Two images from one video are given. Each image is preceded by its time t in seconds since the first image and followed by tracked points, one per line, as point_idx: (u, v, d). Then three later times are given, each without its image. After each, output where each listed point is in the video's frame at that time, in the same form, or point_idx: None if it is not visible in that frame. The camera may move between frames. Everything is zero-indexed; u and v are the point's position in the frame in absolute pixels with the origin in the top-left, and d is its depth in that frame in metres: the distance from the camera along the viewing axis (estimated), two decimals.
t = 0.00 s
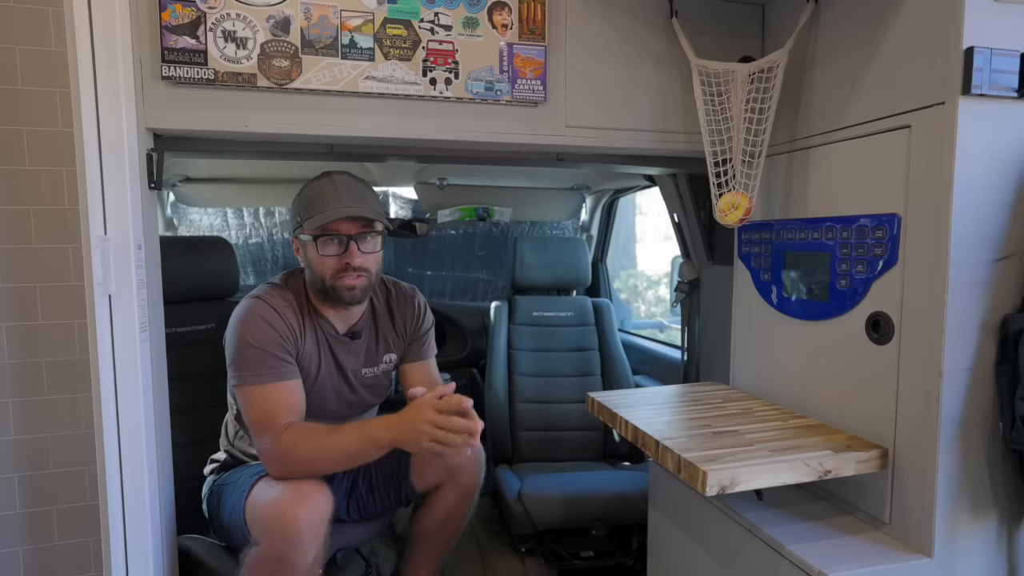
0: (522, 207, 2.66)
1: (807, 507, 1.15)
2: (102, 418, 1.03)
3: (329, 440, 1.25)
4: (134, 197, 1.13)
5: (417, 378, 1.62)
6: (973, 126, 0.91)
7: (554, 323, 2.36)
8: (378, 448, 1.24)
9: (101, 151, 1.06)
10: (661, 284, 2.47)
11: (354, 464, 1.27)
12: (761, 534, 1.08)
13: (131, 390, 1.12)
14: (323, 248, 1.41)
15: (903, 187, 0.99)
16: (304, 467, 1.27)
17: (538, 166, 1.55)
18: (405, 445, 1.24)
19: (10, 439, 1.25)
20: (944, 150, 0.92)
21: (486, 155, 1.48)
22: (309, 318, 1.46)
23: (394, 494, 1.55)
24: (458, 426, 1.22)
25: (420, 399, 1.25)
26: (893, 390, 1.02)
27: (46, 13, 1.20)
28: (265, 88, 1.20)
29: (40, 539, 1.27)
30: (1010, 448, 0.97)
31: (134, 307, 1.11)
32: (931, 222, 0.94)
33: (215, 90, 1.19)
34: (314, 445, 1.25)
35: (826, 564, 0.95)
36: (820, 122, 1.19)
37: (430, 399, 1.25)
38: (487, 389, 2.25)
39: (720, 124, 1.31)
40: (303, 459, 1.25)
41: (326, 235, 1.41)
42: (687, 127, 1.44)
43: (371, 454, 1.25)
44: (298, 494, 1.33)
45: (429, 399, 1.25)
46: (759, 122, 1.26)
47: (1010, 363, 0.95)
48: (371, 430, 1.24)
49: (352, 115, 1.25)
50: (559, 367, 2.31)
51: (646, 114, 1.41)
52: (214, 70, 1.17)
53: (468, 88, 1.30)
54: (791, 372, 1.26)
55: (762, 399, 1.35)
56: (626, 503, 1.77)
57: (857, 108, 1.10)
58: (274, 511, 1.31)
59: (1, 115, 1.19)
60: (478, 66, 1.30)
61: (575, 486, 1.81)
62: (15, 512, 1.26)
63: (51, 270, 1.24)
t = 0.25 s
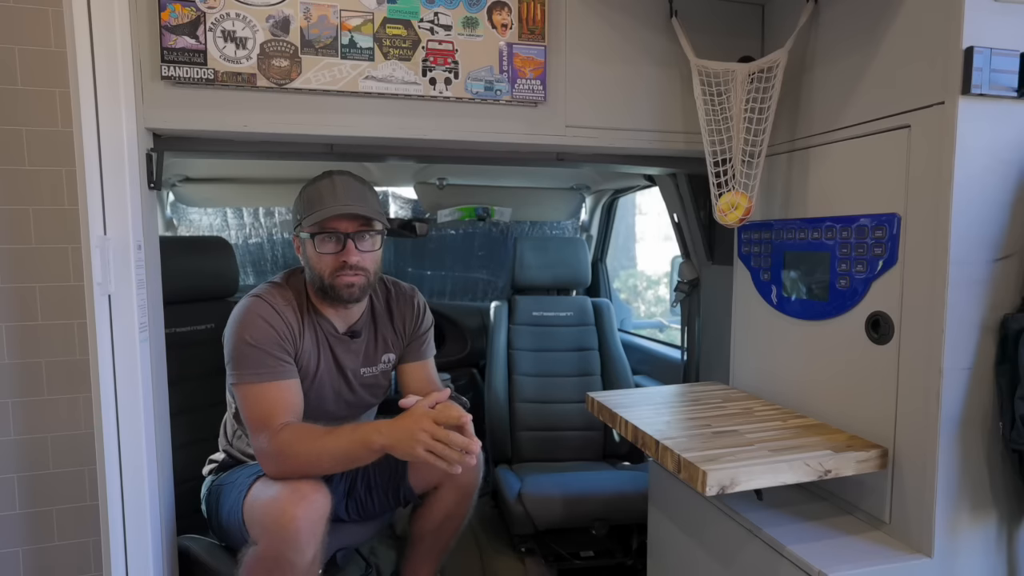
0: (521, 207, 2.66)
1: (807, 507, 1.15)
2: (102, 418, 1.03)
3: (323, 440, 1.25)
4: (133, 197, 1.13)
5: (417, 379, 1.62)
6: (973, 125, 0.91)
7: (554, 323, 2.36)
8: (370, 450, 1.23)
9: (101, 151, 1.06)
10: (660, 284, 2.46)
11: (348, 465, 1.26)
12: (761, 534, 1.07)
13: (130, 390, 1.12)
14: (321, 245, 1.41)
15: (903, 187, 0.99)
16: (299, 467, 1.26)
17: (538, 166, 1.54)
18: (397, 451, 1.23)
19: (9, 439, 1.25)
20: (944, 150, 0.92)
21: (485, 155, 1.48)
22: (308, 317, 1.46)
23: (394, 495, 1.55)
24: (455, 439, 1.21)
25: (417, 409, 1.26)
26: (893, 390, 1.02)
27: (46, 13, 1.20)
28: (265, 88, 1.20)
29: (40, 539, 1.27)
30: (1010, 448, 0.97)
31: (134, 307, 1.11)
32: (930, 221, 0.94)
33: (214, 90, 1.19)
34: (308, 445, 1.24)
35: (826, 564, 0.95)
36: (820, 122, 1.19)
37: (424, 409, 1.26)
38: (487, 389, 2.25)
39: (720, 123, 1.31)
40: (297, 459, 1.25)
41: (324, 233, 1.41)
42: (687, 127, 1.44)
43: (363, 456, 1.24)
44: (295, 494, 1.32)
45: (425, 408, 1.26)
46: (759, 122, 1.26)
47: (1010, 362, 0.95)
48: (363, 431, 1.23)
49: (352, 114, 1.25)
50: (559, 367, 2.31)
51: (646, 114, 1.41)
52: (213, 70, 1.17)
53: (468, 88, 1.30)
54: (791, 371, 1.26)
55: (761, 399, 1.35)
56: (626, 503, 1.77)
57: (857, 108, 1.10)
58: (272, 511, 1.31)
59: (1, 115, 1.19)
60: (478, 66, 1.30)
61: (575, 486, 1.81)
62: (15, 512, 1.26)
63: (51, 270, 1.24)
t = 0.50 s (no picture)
0: (521, 207, 2.66)
1: (807, 507, 1.15)
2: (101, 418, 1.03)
3: (324, 439, 1.25)
4: (133, 197, 1.13)
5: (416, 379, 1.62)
6: (973, 125, 0.91)
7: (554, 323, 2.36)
8: (371, 445, 1.24)
9: (101, 152, 1.06)
10: (660, 284, 2.46)
11: (350, 462, 1.26)
12: (762, 534, 1.07)
13: (130, 390, 1.12)
14: (321, 245, 1.42)
15: (903, 187, 0.99)
16: (300, 466, 1.27)
17: (538, 166, 1.54)
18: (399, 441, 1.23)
19: (9, 439, 1.25)
20: (944, 150, 0.92)
21: (485, 155, 1.48)
22: (309, 317, 1.46)
23: (394, 495, 1.55)
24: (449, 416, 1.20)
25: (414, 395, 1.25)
26: (893, 390, 1.02)
27: (46, 13, 1.20)
28: (265, 88, 1.20)
29: (40, 539, 1.27)
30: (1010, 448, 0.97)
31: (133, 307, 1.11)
32: (930, 221, 0.94)
33: (214, 90, 1.19)
34: (309, 444, 1.24)
35: (826, 564, 0.95)
36: (820, 122, 1.19)
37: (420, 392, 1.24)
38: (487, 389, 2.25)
39: (720, 124, 1.31)
40: (298, 458, 1.25)
41: (324, 233, 1.42)
42: (687, 127, 1.44)
43: (365, 452, 1.25)
44: (298, 494, 1.32)
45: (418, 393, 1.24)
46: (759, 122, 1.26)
47: (1010, 362, 0.95)
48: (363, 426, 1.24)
49: (351, 115, 1.25)
50: (559, 367, 2.31)
51: (645, 114, 1.41)
52: (213, 70, 1.17)
53: (468, 88, 1.30)
54: (791, 371, 1.26)
55: (761, 399, 1.35)
56: (626, 502, 1.77)
57: (857, 108, 1.10)
58: (274, 511, 1.31)
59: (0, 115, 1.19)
60: (478, 66, 1.30)
61: (575, 486, 1.81)
62: (15, 512, 1.26)
63: (51, 270, 1.24)
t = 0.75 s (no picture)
0: (521, 206, 2.66)
1: (807, 507, 1.15)
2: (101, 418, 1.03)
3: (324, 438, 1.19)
4: (133, 196, 1.13)
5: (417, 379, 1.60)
6: (973, 125, 0.91)
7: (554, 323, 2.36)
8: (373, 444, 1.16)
9: (101, 151, 1.06)
10: (660, 283, 2.46)
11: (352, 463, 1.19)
12: (761, 534, 1.08)
13: (130, 391, 1.12)
14: (321, 247, 1.41)
15: (903, 187, 0.99)
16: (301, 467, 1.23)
17: (538, 166, 1.54)
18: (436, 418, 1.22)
19: (9, 439, 1.25)
20: (944, 150, 0.92)
21: (485, 155, 1.48)
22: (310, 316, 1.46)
23: (394, 495, 1.55)
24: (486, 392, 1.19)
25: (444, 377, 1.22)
26: (893, 390, 1.02)
27: (45, 12, 1.20)
28: (264, 88, 1.20)
29: (39, 539, 1.27)
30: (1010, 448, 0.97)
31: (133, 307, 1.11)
32: (930, 221, 0.94)
33: (214, 90, 1.19)
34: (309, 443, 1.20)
35: (826, 563, 0.95)
36: (820, 122, 1.19)
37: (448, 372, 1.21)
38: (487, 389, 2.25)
39: (720, 123, 1.31)
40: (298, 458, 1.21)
41: (323, 234, 1.41)
42: (687, 127, 1.44)
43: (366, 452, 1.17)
44: (299, 495, 1.32)
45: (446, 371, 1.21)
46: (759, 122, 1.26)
47: (1009, 362, 0.95)
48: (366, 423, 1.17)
49: (351, 115, 1.25)
50: (559, 367, 2.31)
51: (645, 114, 1.41)
52: (213, 70, 1.17)
53: (468, 88, 1.30)
54: (791, 371, 1.26)
55: (761, 399, 1.35)
56: (627, 502, 1.77)
57: (857, 107, 1.10)
58: (274, 512, 1.31)
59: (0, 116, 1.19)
60: (477, 66, 1.30)
61: (575, 486, 1.80)
62: (15, 512, 1.26)
63: (51, 270, 1.23)
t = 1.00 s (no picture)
0: (521, 206, 2.66)
1: (807, 507, 1.15)
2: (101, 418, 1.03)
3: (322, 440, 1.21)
4: (133, 196, 1.13)
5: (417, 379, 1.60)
6: (972, 125, 0.91)
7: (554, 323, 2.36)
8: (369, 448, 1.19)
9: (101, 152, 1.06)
10: (660, 283, 2.46)
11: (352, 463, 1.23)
12: (761, 534, 1.08)
13: (130, 391, 1.11)
14: (318, 246, 1.41)
15: (903, 187, 0.99)
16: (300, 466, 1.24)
17: (538, 166, 1.54)
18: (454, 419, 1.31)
19: (10, 439, 1.25)
20: (944, 150, 0.92)
21: (485, 155, 1.48)
22: (310, 316, 1.46)
23: (394, 494, 1.55)
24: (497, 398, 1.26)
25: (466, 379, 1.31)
26: (893, 390, 1.02)
27: (45, 13, 1.20)
28: (264, 88, 1.20)
29: (39, 539, 1.27)
30: (1010, 447, 0.97)
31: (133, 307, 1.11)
32: (930, 221, 0.94)
33: (214, 90, 1.19)
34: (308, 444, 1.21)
35: (825, 563, 0.95)
36: (820, 122, 1.19)
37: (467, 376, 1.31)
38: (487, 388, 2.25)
39: (719, 123, 1.31)
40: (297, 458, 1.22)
41: (320, 233, 1.41)
42: (687, 127, 1.44)
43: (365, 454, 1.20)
44: (297, 495, 1.32)
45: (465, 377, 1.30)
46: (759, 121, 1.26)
47: (1009, 362, 0.95)
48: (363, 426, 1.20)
49: (351, 115, 1.25)
50: (559, 367, 2.31)
51: (645, 114, 1.41)
52: (213, 70, 1.17)
53: (467, 88, 1.30)
54: (791, 371, 1.26)
55: (761, 399, 1.35)
56: (627, 502, 1.77)
57: (857, 107, 1.10)
58: (273, 512, 1.31)
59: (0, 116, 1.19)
60: (477, 66, 1.30)
61: (574, 486, 1.80)
62: (15, 512, 1.26)
63: (50, 270, 1.23)
